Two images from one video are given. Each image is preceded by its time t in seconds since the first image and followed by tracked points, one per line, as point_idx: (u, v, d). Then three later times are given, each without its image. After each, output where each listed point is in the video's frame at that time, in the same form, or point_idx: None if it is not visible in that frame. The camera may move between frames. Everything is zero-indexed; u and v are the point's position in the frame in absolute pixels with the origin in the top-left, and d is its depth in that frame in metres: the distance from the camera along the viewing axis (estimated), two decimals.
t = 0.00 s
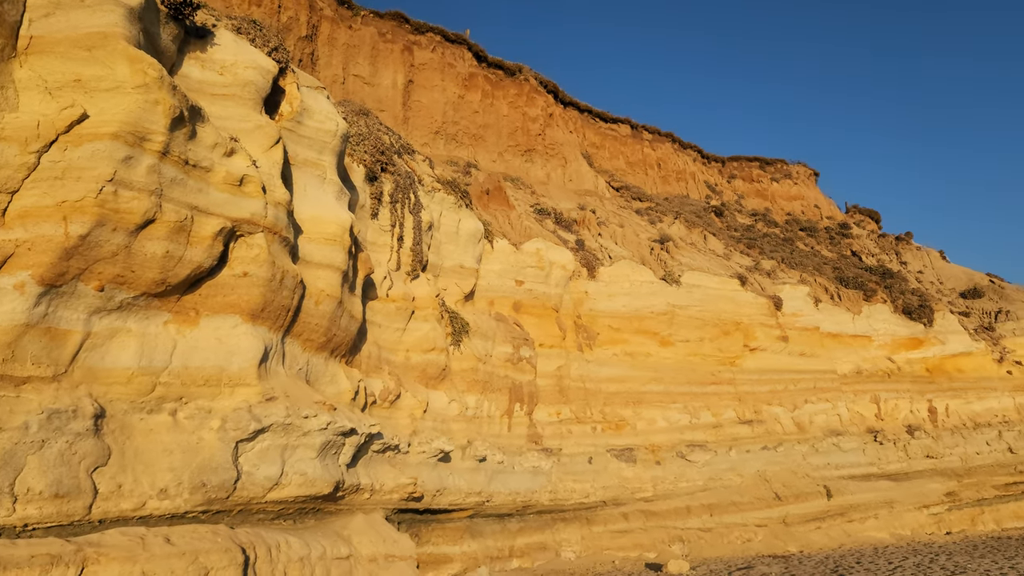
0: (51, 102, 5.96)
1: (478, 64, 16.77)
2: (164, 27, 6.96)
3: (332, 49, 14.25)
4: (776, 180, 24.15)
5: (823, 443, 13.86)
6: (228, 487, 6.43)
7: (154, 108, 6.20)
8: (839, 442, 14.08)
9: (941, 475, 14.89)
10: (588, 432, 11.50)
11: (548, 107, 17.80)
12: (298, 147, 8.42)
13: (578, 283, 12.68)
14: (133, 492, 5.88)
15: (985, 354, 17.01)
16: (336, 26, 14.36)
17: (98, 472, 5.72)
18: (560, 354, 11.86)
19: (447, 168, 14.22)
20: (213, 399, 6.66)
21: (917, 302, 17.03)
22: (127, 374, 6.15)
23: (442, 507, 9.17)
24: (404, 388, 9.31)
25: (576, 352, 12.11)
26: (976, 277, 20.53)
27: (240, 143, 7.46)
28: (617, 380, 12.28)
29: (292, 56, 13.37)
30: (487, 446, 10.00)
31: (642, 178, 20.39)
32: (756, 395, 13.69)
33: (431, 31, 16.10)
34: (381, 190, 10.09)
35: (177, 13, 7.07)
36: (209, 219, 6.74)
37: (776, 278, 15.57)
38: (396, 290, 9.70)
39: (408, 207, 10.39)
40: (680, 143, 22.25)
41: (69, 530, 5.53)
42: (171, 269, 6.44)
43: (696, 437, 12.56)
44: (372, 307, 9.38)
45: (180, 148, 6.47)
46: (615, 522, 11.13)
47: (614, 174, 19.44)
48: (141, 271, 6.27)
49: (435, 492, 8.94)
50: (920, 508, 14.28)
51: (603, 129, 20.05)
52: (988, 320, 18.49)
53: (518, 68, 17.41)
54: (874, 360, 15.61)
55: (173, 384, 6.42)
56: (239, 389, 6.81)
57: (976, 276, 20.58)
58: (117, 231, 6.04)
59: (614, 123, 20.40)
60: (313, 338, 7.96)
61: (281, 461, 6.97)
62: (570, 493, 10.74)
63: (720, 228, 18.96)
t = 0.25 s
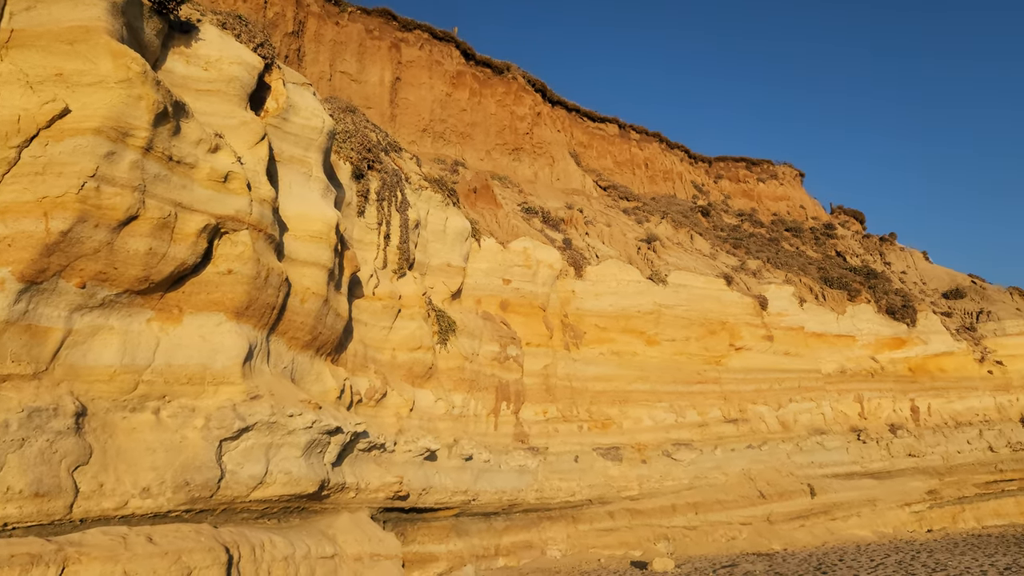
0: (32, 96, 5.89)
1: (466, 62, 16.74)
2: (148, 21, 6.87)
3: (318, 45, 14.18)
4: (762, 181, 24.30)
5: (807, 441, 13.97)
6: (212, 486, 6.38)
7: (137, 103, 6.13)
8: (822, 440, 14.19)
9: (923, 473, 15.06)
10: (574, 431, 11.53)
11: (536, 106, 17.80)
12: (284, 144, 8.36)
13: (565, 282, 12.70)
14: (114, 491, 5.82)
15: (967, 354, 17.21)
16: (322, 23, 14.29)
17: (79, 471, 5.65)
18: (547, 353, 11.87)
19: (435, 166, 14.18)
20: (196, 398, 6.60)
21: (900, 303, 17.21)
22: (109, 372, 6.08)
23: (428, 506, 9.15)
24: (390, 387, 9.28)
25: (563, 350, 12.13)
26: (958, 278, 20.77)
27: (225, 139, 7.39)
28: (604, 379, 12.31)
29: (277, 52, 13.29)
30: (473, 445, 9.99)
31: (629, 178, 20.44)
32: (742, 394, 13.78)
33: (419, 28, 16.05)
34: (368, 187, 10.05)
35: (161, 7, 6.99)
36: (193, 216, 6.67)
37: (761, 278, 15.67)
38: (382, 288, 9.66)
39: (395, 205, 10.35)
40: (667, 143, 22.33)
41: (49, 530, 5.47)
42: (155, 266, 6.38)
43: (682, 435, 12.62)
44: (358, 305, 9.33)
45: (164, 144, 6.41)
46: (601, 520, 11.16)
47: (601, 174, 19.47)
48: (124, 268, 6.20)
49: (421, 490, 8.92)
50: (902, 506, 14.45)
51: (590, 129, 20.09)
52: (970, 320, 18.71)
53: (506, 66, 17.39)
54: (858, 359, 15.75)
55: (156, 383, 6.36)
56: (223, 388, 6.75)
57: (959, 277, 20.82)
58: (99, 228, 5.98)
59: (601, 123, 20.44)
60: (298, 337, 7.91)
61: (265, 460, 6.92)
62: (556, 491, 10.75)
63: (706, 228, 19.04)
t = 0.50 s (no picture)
0: (13, 92, 5.82)
1: (453, 61, 16.72)
2: (132, 17, 6.80)
3: (305, 43, 14.12)
4: (748, 181, 24.45)
5: (792, 440, 14.06)
6: (196, 486, 6.33)
7: (120, 100, 6.08)
8: (807, 440, 14.29)
9: (906, 472, 15.21)
10: (561, 430, 11.54)
11: (524, 106, 17.81)
12: (270, 142, 8.31)
13: (552, 282, 12.71)
14: (97, 491, 5.77)
15: (949, 354, 17.40)
16: (309, 20, 14.24)
17: (60, 470, 5.59)
18: (534, 352, 11.88)
19: (422, 164, 14.15)
20: (180, 397, 6.55)
21: (884, 303, 17.37)
22: (91, 371, 6.01)
23: (414, 505, 9.12)
24: (377, 386, 9.25)
25: (550, 350, 12.15)
26: (941, 279, 21.00)
27: (210, 136, 7.34)
28: (591, 379, 12.33)
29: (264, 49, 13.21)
30: (460, 444, 9.98)
31: (617, 178, 20.50)
32: (728, 393, 13.85)
33: (406, 26, 16.00)
34: (354, 186, 10.01)
35: (145, 3, 6.91)
36: (177, 213, 6.62)
37: (747, 278, 15.76)
38: (369, 287, 9.62)
39: (382, 204, 10.32)
40: (654, 143, 22.42)
41: (30, 530, 5.40)
42: (138, 264, 6.32)
43: (668, 435, 12.66)
44: (345, 304, 9.29)
45: (148, 141, 6.35)
46: (587, 519, 11.19)
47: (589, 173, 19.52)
48: (107, 266, 6.14)
49: (407, 490, 8.90)
50: (886, 505, 14.59)
51: (578, 129, 20.13)
52: (953, 320, 18.91)
53: (494, 65, 17.39)
54: (843, 359, 15.87)
55: (139, 381, 6.30)
56: (207, 387, 6.70)
57: (941, 277, 21.05)
58: (82, 225, 5.92)
59: (589, 123, 20.48)
60: (283, 335, 7.87)
61: (250, 459, 6.88)
62: (543, 490, 10.75)
63: (693, 228, 19.14)
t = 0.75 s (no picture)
0: None
1: (444, 59, 16.69)
2: (119, 12, 6.74)
3: (294, 40, 14.08)
4: (737, 182, 24.57)
5: (779, 440, 14.15)
6: (182, 485, 6.29)
7: (106, 95, 6.02)
8: (794, 439, 14.37)
9: (891, 471, 15.34)
10: (550, 429, 11.55)
11: (514, 105, 17.80)
12: (258, 139, 8.26)
13: (542, 281, 12.72)
14: (81, 490, 5.72)
15: (935, 354, 17.56)
16: (298, 17, 14.18)
17: (44, 469, 5.54)
18: (523, 351, 11.89)
19: (412, 163, 14.11)
20: (166, 395, 6.50)
21: (871, 303, 17.50)
22: (75, 369, 5.96)
23: (402, 504, 9.10)
24: (365, 385, 9.22)
25: (539, 349, 12.16)
26: (927, 279, 21.19)
27: (197, 133, 7.29)
28: (580, 378, 12.35)
29: (252, 46, 13.25)
30: (448, 443, 9.96)
31: (607, 177, 20.54)
32: (716, 393, 13.92)
33: (396, 24, 15.95)
34: (343, 184, 9.96)
35: None
36: (164, 210, 6.57)
37: (736, 278, 15.84)
38: (358, 285, 9.58)
39: (371, 202, 10.28)
40: (644, 143, 22.47)
41: (13, 530, 5.35)
42: (124, 262, 6.27)
43: (657, 434, 12.70)
44: (333, 302, 9.25)
45: (134, 137, 6.30)
46: (575, 518, 11.22)
47: (579, 173, 19.54)
48: (92, 263, 6.09)
49: (395, 489, 8.88)
50: (871, 504, 14.72)
51: (568, 128, 20.15)
52: (938, 321, 19.08)
53: (484, 64, 17.37)
54: (830, 359, 15.98)
55: (124, 380, 6.25)
56: (194, 385, 6.65)
57: (927, 278, 21.23)
58: (66, 222, 5.87)
59: (579, 122, 20.51)
60: (271, 334, 7.82)
61: (237, 458, 6.84)
62: (531, 489, 10.77)
63: (682, 228, 19.20)
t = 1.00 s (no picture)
0: None
1: (432, 57, 16.65)
2: (104, 7, 6.66)
3: (281, 36, 14.02)
4: (725, 182, 24.69)
5: (765, 438, 14.23)
6: (166, 484, 6.24)
7: (90, 91, 5.96)
8: (780, 438, 14.46)
9: (876, 470, 15.48)
10: (537, 428, 11.57)
11: (503, 103, 17.79)
12: (244, 136, 8.20)
13: (530, 279, 12.72)
14: (64, 489, 5.66)
15: (919, 354, 17.72)
16: (286, 13, 14.12)
17: (26, 469, 5.47)
18: (511, 350, 11.90)
19: (400, 161, 14.07)
20: (151, 394, 6.44)
21: (857, 303, 17.64)
22: (58, 366, 5.89)
23: (389, 503, 9.08)
24: (352, 383, 9.18)
25: (527, 348, 12.16)
26: (911, 280, 21.40)
27: (183, 130, 7.23)
28: (567, 376, 12.37)
29: (239, 42, 13.23)
30: (436, 442, 9.95)
31: (595, 176, 20.57)
32: (703, 392, 13.98)
33: (385, 21, 15.90)
34: (331, 181, 9.91)
35: None
36: (149, 207, 6.51)
37: (723, 277, 15.92)
38: (345, 283, 9.54)
39: (359, 200, 10.23)
40: (632, 142, 22.53)
41: None
42: (108, 259, 6.21)
43: (644, 432, 12.74)
44: (321, 301, 9.21)
45: (118, 133, 6.24)
46: (563, 517, 11.24)
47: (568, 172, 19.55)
48: (75, 260, 6.03)
49: (382, 488, 8.85)
50: (856, 502, 14.86)
51: (557, 127, 20.16)
52: (923, 321, 19.26)
53: (473, 62, 17.35)
54: (815, 358, 16.09)
55: (108, 378, 6.19)
56: (178, 384, 6.60)
57: (912, 278, 21.43)
58: (49, 218, 5.81)
59: (568, 121, 20.53)
60: (257, 332, 7.78)
61: (222, 457, 6.79)
62: (519, 488, 10.78)
63: (670, 227, 19.27)
